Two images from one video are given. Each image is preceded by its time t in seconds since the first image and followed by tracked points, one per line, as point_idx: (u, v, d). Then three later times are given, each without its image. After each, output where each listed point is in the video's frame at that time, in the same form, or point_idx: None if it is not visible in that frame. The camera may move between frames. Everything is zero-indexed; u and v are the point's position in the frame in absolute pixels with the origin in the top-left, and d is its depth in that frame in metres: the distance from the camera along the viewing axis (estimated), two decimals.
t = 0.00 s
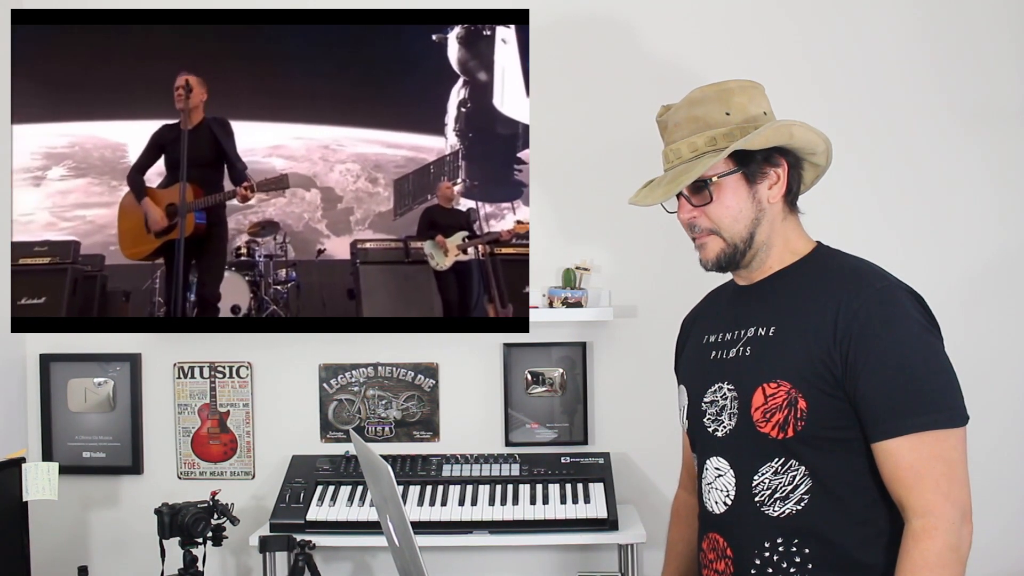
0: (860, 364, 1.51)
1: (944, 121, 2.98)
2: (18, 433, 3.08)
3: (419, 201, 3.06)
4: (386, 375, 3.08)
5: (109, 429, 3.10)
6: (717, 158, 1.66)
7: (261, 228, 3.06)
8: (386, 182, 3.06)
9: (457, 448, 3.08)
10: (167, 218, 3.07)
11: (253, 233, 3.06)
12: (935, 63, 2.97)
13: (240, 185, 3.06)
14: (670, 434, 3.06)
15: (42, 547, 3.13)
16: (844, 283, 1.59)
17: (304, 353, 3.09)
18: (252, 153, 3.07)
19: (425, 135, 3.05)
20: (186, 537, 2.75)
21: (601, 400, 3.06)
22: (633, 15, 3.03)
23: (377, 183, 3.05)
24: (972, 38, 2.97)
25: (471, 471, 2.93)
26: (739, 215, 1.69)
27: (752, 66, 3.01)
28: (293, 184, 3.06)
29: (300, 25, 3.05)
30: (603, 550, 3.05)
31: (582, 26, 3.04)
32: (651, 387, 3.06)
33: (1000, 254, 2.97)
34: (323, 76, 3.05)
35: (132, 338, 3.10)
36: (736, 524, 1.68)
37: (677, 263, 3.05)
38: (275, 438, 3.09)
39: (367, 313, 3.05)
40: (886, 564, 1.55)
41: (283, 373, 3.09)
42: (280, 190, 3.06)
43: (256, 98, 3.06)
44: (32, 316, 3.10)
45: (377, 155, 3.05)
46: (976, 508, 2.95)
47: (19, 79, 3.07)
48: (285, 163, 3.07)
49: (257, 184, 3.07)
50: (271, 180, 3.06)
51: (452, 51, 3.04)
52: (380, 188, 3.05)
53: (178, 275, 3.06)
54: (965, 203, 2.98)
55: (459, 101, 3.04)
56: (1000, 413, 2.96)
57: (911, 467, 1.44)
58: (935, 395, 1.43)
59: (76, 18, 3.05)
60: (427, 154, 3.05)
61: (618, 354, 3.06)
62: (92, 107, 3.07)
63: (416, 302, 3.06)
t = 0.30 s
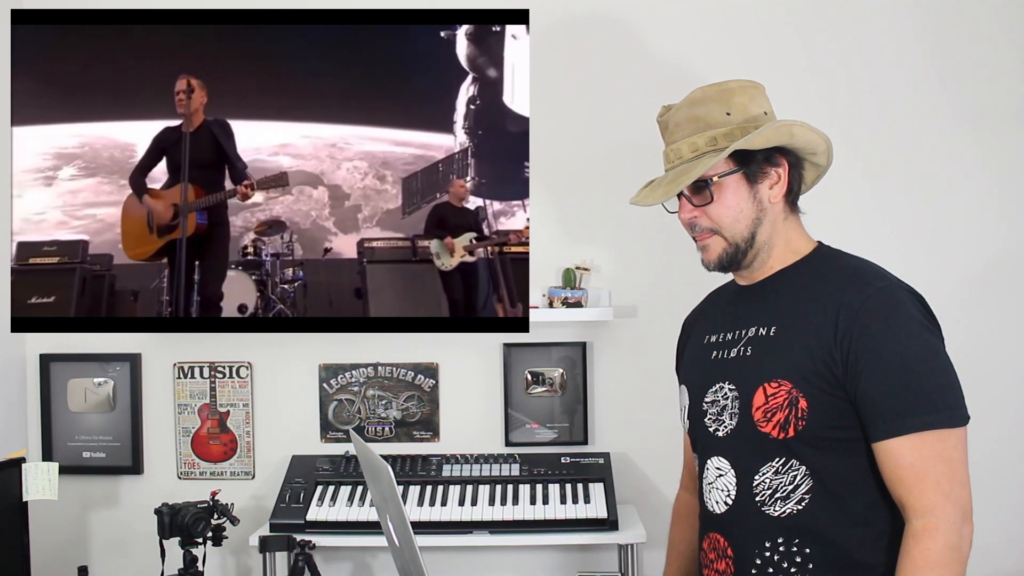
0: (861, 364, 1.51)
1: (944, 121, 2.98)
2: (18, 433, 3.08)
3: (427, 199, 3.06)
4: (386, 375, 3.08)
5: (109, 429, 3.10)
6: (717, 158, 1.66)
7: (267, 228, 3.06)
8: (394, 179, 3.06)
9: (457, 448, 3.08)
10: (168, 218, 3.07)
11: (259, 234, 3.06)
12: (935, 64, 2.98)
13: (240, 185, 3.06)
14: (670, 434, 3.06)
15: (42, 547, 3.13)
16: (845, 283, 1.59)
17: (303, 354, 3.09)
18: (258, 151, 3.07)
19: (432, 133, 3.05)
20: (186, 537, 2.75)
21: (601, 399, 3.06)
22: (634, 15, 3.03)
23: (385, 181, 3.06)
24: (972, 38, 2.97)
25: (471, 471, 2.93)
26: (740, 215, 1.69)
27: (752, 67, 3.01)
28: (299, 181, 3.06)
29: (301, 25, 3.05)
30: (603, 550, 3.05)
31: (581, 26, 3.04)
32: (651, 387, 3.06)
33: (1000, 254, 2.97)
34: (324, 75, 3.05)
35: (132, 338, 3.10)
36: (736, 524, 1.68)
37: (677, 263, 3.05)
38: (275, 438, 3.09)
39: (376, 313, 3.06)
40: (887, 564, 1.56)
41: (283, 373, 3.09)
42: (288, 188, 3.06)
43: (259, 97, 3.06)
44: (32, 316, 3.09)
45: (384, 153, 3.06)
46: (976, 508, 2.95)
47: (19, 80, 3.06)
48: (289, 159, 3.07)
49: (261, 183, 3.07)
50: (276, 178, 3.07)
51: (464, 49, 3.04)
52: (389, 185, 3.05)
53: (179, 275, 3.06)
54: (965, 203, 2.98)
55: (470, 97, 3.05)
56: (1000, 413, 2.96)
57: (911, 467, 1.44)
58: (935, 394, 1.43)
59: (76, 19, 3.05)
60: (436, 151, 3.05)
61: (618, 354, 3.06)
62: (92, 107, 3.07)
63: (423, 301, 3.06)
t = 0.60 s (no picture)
0: (862, 364, 1.51)
1: (943, 122, 2.98)
2: (18, 433, 3.08)
3: (430, 199, 3.06)
4: (386, 374, 3.08)
5: (109, 429, 3.10)
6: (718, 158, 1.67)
7: (269, 229, 3.06)
8: (398, 179, 3.06)
9: (457, 448, 3.08)
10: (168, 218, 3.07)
11: (262, 235, 3.07)
12: (935, 64, 2.98)
13: (240, 185, 3.07)
14: (670, 434, 3.06)
15: (41, 547, 3.13)
16: (847, 283, 1.59)
17: (304, 354, 3.09)
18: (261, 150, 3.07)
19: (433, 133, 3.06)
20: (185, 537, 2.74)
21: (601, 399, 3.06)
22: (633, 15, 3.03)
23: (388, 181, 3.06)
24: (972, 39, 2.97)
25: (471, 471, 2.93)
26: (742, 215, 1.69)
27: (752, 67, 3.01)
28: (301, 180, 3.06)
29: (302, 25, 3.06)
30: (603, 550, 3.05)
31: (581, 27, 3.04)
32: (651, 388, 3.06)
33: (1000, 255, 2.98)
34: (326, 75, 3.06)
35: (132, 338, 3.10)
36: (737, 523, 1.69)
37: (677, 264, 3.05)
38: (275, 438, 3.09)
39: (384, 315, 3.07)
40: (887, 564, 1.56)
41: (283, 373, 3.09)
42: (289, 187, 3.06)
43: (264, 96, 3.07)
44: (31, 316, 3.08)
45: (386, 152, 3.06)
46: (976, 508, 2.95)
47: (19, 79, 3.07)
48: (290, 159, 3.07)
49: (262, 183, 3.06)
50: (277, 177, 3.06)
51: (466, 48, 3.05)
52: (393, 184, 3.06)
53: (181, 274, 3.07)
54: (965, 203, 2.98)
55: (476, 96, 3.05)
56: (999, 413, 2.97)
57: (912, 467, 1.44)
58: (937, 395, 1.44)
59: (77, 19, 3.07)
60: (441, 150, 3.06)
61: (618, 354, 3.06)
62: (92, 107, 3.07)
63: (426, 301, 3.07)
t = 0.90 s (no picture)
0: (864, 364, 1.51)
1: (943, 122, 2.99)
2: (18, 433, 3.08)
3: (430, 199, 3.06)
4: (386, 375, 3.08)
5: (109, 429, 3.10)
6: (720, 157, 1.67)
7: (269, 229, 3.06)
8: (398, 179, 3.06)
9: (457, 448, 3.08)
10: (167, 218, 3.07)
11: (261, 235, 3.07)
12: (935, 65, 2.98)
13: (240, 186, 3.07)
14: (670, 433, 3.07)
15: (42, 547, 3.13)
16: (849, 282, 1.59)
17: (304, 354, 3.09)
18: (261, 151, 3.07)
19: (434, 133, 3.06)
20: (186, 537, 2.74)
21: (601, 400, 3.07)
22: (633, 15, 3.03)
23: (388, 181, 3.06)
24: (971, 39, 2.98)
25: (471, 471, 2.93)
26: (743, 215, 1.69)
27: (752, 67, 3.02)
28: (301, 180, 3.06)
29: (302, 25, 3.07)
30: (603, 550, 3.05)
31: (581, 27, 3.04)
32: (651, 388, 3.06)
33: (1000, 255, 2.98)
34: (326, 75, 3.06)
35: (131, 338, 3.10)
36: (738, 523, 1.69)
37: (677, 264, 3.05)
38: (275, 438, 3.09)
39: (384, 315, 3.07)
40: (888, 563, 1.56)
41: (283, 373, 3.09)
42: (288, 187, 3.06)
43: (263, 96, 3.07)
44: (30, 316, 3.08)
45: (387, 152, 3.06)
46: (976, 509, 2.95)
47: (19, 79, 3.06)
48: (289, 159, 3.07)
49: (261, 183, 3.06)
50: (276, 177, 3.06)
51: (466, 48, 3.06)
52: (393, 185, 3.06)
53: (180, 275, 3.07)
54: (964, 203, 2.98)
55: (476, 96, 3.05)
56: (999, 413, 2.97)
57: (914, 466, 1.44)
58: (938, 395, 1.44)
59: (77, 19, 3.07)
60: (441, 150, 3.06)
61: (618, 355, 3.06)
62: (92, 106, 3.07)
63: (426, 301, 3.07)
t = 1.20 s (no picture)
0: (866, 363, 1.51)
1: (942, 122, 2.99)
2: (18, 433, 3.08)
3: (430, 200, 3.06)
4: (386, 375, 3.08)
5: (109, 429, 3.10)
6: (724, 157, 1.67)
7: (268, 229, 3.06)
8: (398, 180, 3.06)
9: (457, 448, 3.08)
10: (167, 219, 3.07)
11: (261, 236, 3.07)
12: (934, 65, 2.99)
13: (239, 186, 3.07)
14: (670, 433, 3.07)
15: (41, 547, 3.13)
16: (852, 281, 1.59)
17: (304, 354, 3.09)
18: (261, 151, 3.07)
19: (434, 133, 3.06)
20: (186, 537, 2.74)
21: (601, 399, 3.07)
22: (633, 15, 3.03)
23: (388, 182, 3.06)
24: (971, 39, 2.98)
25: (471, 471, 2.93)
26: (747, 214, 1.69)
27: (751, 67, 3.02)
28: (301, 180, 3.06)
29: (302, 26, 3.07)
30: (603, 550, 3.05)
31: (581, 27, 3.04)
32: (651, 388, 3.06)
33: (1000, 255, 2.98)
34: (325, 75, 3.06)
35: (131, 338, 3.10)
36: (739, 521, 1.69)
37: (677, 264, 3.05)
38: (275, 438, 3.09)
39: (384, 316, 3.08)
40: (888, 563, 1.56)
41: (283, 373, 3.09)
42: (288, 188, 3.06)
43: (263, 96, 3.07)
44: (30, 317, 3.08)
45: (386, 152, 3.06)
46: (977, 508, 2.95)
47: (19, 79, 3.07)
48: (289, 160, 3.07)
49: (260, 184, 3.06)
50: (276, 177, 3.06)
51: (466, 48, 3.06)
52: (393, 185, 3.06)
53: (180, 275, 3.07)
54: (964, 203, 2.99)
55: (476, 96, 3.06)
56: (999, 412, 2.97)
57: (916, 466, 1.44)
58: (940, 395, 1.44)
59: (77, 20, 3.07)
60: (442, 151, 3.06)
61: (618, 355, 3.06)
62: (92, 106, 3.07)
63: (426, 302, 3.07)
